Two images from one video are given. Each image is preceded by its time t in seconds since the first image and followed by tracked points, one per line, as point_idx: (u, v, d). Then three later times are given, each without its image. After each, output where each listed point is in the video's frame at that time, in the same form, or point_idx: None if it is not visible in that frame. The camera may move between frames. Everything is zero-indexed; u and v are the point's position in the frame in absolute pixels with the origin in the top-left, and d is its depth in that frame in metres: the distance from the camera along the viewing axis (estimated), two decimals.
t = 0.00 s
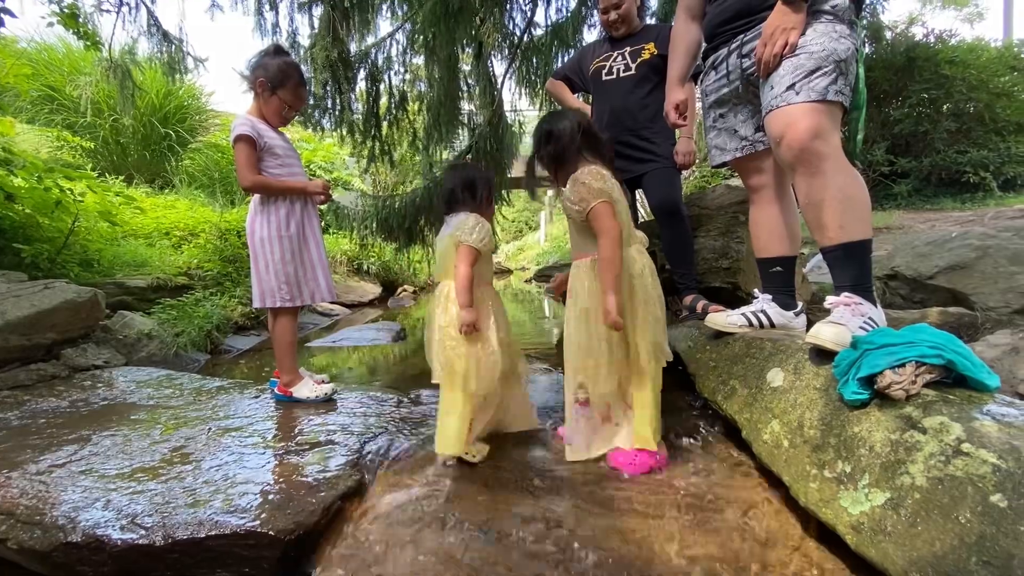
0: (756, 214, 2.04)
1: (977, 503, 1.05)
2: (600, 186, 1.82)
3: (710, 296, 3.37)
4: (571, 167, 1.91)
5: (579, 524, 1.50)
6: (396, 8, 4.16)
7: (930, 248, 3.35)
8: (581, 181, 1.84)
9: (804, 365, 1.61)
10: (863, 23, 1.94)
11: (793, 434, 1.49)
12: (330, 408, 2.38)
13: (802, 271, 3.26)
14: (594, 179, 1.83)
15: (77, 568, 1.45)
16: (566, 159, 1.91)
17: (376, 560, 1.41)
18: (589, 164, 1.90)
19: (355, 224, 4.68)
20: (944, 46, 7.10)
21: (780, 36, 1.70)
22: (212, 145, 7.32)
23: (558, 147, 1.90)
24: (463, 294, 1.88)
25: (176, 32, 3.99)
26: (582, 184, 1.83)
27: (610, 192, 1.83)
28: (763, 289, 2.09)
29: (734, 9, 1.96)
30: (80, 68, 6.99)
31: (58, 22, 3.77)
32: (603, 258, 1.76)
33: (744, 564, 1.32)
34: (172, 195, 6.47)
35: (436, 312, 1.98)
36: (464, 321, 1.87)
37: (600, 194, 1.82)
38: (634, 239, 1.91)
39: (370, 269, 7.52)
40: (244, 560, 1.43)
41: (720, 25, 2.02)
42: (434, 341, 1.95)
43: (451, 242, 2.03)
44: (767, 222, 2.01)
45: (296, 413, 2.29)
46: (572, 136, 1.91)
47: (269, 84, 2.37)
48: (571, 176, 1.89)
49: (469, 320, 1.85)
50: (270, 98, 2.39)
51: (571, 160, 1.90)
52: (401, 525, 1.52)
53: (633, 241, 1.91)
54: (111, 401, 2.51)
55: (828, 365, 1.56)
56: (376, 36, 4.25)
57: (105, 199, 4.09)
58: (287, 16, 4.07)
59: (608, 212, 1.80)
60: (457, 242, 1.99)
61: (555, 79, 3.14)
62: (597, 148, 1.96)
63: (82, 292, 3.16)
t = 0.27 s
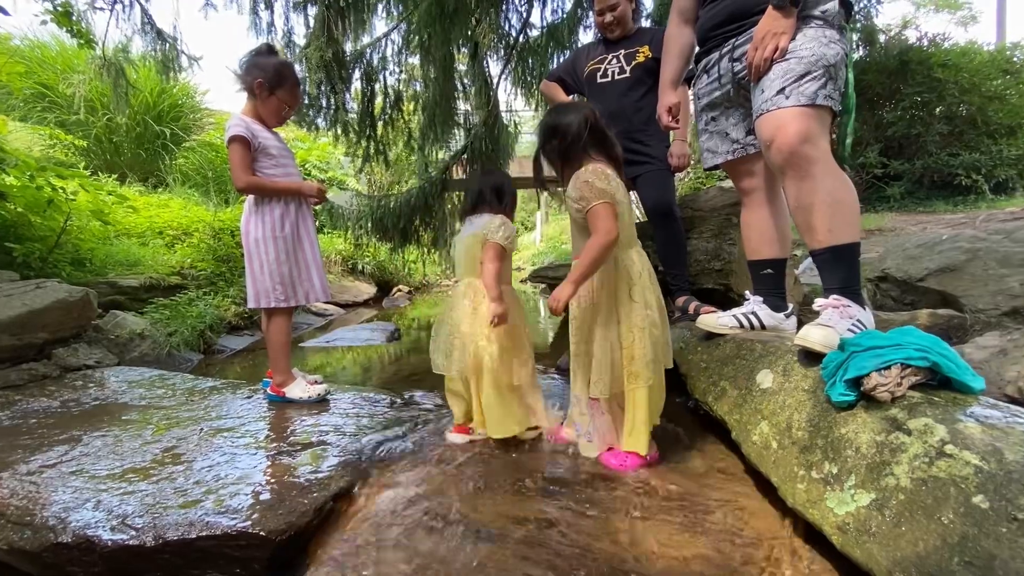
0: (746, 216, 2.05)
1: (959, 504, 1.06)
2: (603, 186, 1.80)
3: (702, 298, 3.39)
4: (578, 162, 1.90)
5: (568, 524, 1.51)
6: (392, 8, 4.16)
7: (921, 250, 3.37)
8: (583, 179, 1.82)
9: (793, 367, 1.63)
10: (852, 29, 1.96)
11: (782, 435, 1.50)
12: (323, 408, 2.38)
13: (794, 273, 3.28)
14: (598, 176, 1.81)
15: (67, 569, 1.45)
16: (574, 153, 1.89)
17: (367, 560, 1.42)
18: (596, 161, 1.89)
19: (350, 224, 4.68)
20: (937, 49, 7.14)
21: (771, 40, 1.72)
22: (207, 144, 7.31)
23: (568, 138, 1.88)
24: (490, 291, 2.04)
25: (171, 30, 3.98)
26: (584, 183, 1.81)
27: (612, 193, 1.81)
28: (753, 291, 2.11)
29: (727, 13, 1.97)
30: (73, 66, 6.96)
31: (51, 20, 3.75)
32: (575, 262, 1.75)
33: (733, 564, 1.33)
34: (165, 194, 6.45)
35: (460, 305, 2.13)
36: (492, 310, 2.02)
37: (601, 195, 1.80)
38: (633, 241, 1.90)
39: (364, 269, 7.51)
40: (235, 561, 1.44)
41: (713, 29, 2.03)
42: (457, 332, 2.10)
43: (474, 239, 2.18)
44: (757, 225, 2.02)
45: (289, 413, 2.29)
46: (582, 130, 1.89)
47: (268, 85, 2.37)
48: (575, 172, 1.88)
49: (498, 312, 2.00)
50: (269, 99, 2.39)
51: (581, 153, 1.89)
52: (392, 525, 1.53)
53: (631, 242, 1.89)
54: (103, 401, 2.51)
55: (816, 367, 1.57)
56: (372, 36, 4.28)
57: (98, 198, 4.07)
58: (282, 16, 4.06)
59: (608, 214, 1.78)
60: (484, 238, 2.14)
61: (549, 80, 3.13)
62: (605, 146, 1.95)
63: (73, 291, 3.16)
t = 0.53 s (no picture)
0: (741, 218, 2.07)
1: (949, 505, 1.08)
2: (607, 187, 1.81)
3: (696, 299, 3.41)
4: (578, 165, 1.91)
5: (561, 523, 1.51)
6: (388, 8, 4.17)
7: (913, 253, 3.40)
8: (587, 180, 1.83)
9: (787, 368, 1.64)
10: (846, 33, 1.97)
11: (775, 436, 1.51)
12: (318, 409, 2.38)
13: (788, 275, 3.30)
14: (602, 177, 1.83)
15: (60, 569, 1.45)
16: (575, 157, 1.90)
17: (362, 560, 1.42)
18: (596, 163, 1.90)
19: (345, 224, 4.68)
20: (930, 53, 7.19)
21: (767, 44, 1.73)
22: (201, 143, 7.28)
23: (568, 141, 1.89)
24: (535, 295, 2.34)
25: (165, 28, 3.97)
26: (588, 183, 1.82)
27: (615, 195, 1.82)
28: (748, 293, 2.12)
29: (723, 17, 1.98)
30: (66, 63, 6.93)
31: (45, 17, 3.74)
32: (594, 265, 1.76)
33: (725, 564, 1.34)
34: (159, 192, 6.43)
35: (493, 297, 2.40)
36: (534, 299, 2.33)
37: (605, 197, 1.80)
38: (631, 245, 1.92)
39: (359, 269, 7.50)
40: (228, 561, 1.44)
41: (709, 32, 2.05)
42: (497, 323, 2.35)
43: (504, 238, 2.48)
44: (752, 227, 2.03)
45: (284, 413, 2.29)
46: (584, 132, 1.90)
47: (273, 86, 2.38)
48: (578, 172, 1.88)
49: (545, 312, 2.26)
50: (273, 100, 2.40)
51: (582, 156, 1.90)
52: (386, 525, 1.53)
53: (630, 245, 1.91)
54: (95, 400, 2.50)
55: (809, 368, 1.58)
56: (368, 35, 4.29)
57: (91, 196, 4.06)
58: (278, 14, 4.06)
59: (611, 217, 1.79)
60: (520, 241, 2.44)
61: (546, 82, 3.14)
62: (607, 147, 1.95)
63: (66, 290, 3.16)
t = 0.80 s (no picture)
0: (739, 220, 2.07)
1: (944, 507, 1.08)
2: (593, 187, 1.84)
3: (694, 301, 3.42)
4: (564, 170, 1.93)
5: (558, 524, 1.52)
6: (387, 8, 4.18)
7: (910, 255, 3.41)
8: (573, 183, 1.86)
9: (783, 370, 1.64)
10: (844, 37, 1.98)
11: (772, 438, 1.51)
12: (315, 409, 2.38)
13: (785, 277, 3.30)
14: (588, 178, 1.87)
15: (55, 569, 1.45)
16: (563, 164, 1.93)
17: (359, 561, 1.42)
18: (581, 169, 1.92)
19: (343, 223, 4.68)
20: (927, 56, 7.21)
21: (765, 47, 1.73)
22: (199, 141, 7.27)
23: (552, 151, 1.93)
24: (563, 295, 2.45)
25: (163, 26, 3.96)
26: (574, 185, 1.85)
27: (602, 195, 1.85)
28: (745, 294, 2.12)
29: (721, 19, 1.99)
30: (63, 61, 6.91)
31: (42, 14, 3.73)
32: (595, 265, 1.78)
33: (721, 565, 1.35)
34: (156, 191, 6.41)
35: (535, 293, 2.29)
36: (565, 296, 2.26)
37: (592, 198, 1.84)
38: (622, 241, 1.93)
39: (357, 269, 7.50)
40: (225, 562, 1.44)
41: (707, 35, 2.05)
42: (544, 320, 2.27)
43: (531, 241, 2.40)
44: (749, 229, 2.04)
45: (281, 413, 2.29)
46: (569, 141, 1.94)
47: (280, 88, 2.42)
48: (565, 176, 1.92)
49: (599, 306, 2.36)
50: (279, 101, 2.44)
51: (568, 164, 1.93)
52: (383, 526, 1.53)
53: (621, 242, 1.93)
54: (91, 400, 2.50)
55: (806, 370, 1.59)
56: (367, 34, 4.29)
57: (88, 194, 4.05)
58: (276, 13, 4.06)
59: (600, 215, 1.81)
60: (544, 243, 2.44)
61: (544, 83, 3.15)
62: (594, 154, 1.97)
63: (62, 288, 3.15)
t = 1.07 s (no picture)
0: (739, 220, 2.07)
1: (941, 508, 1.09)
2: (574, 193, 1.92)
3: (693, 301, 3.42)
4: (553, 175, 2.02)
5: (557, 524, 1.52)
6: (387, 7, 4.18)
7: (909, 256, 3.42)
8: (556, 190, 1.94)
9: (783, 370, 1.65)
10: (844, 38, 1.98)
11: (771, 438, 1.52)
12: (315, 408, 2.38)
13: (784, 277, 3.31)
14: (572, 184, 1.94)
15: (55, 568, 1.45)
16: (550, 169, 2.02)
17: (359, 560, 1.43)
18: (566, 174, 2.00)
19: (343, 222, 4.68)
20: (927, 56, 7.22)
21: (765, 48, 1.74)
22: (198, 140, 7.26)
23: (539, 158, 2.03)
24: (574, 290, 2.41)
25: (163, 24, 3.96)
26: (557, 191, 1.93)
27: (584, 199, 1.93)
28: (744, 295, 2.13)
29: (721, 20, 1.99)
30: (62, 58, 6.90)
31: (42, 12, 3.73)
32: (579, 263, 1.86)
33: (720, 565, 1.35)
34: (156, 189, 6.41)
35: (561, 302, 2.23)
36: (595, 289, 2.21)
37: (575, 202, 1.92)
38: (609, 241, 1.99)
39: (356, 268, 7.50)
40: (225, 561, 1.44)
41: (708, 35, 2.06)
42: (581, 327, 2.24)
43: (537, 240, 2.29)
44: (749, 229, 2.04)
45: (281, 412, 2.29)
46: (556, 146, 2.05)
47: (280, 85, 2.43)
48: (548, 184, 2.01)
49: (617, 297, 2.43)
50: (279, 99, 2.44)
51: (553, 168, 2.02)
52: (383, 526, 1.54)
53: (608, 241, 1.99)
54: (91, 398, 2.50)
55: (805, 371, 1.59)
56: (367, 33, 4.29)
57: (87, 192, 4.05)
58: (277, 12, 4.06)
59: (583, 217, 1.89)
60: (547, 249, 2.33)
61: (546, 81, 3.16)
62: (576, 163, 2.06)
63: (62, 287, 3.16)
